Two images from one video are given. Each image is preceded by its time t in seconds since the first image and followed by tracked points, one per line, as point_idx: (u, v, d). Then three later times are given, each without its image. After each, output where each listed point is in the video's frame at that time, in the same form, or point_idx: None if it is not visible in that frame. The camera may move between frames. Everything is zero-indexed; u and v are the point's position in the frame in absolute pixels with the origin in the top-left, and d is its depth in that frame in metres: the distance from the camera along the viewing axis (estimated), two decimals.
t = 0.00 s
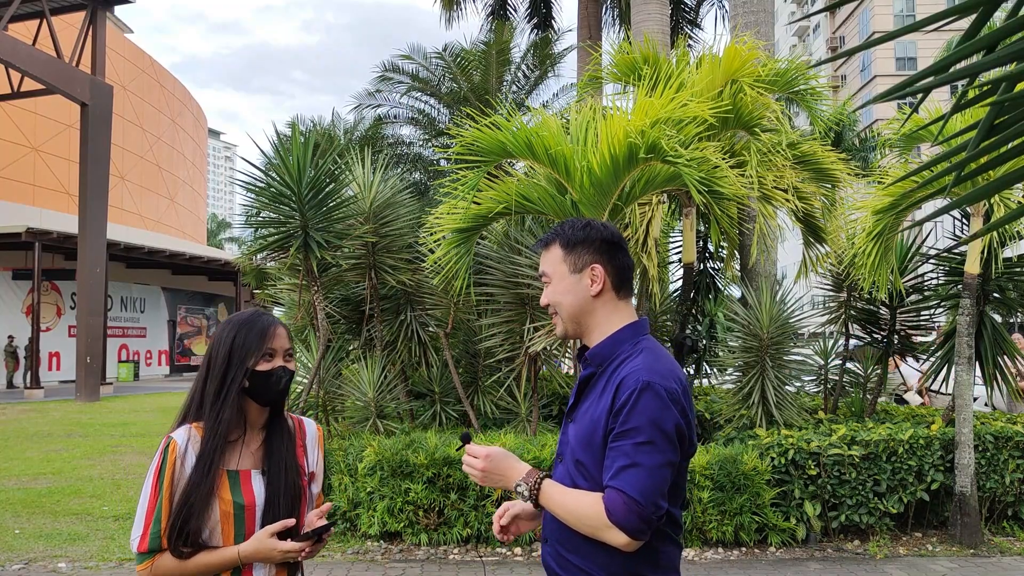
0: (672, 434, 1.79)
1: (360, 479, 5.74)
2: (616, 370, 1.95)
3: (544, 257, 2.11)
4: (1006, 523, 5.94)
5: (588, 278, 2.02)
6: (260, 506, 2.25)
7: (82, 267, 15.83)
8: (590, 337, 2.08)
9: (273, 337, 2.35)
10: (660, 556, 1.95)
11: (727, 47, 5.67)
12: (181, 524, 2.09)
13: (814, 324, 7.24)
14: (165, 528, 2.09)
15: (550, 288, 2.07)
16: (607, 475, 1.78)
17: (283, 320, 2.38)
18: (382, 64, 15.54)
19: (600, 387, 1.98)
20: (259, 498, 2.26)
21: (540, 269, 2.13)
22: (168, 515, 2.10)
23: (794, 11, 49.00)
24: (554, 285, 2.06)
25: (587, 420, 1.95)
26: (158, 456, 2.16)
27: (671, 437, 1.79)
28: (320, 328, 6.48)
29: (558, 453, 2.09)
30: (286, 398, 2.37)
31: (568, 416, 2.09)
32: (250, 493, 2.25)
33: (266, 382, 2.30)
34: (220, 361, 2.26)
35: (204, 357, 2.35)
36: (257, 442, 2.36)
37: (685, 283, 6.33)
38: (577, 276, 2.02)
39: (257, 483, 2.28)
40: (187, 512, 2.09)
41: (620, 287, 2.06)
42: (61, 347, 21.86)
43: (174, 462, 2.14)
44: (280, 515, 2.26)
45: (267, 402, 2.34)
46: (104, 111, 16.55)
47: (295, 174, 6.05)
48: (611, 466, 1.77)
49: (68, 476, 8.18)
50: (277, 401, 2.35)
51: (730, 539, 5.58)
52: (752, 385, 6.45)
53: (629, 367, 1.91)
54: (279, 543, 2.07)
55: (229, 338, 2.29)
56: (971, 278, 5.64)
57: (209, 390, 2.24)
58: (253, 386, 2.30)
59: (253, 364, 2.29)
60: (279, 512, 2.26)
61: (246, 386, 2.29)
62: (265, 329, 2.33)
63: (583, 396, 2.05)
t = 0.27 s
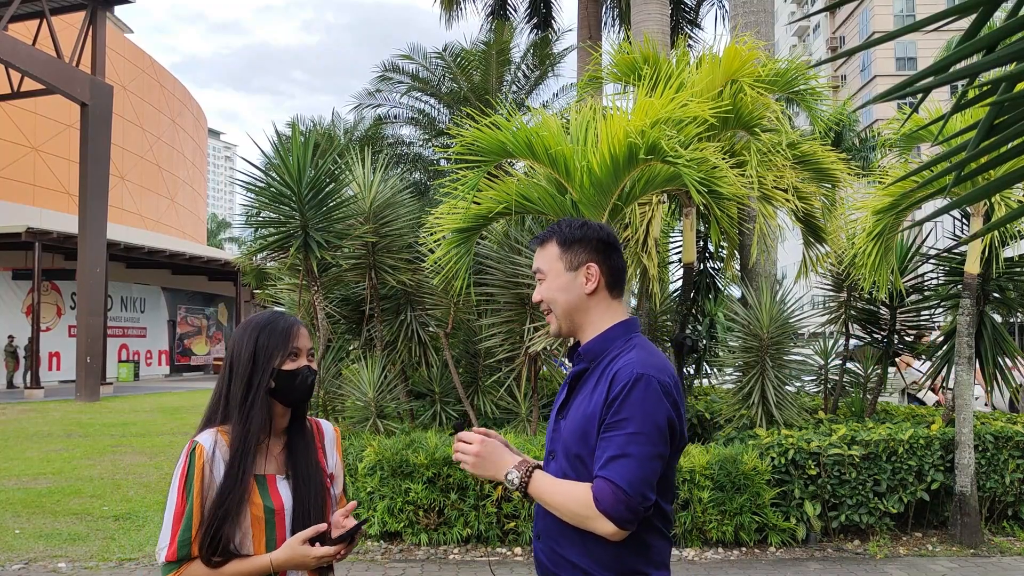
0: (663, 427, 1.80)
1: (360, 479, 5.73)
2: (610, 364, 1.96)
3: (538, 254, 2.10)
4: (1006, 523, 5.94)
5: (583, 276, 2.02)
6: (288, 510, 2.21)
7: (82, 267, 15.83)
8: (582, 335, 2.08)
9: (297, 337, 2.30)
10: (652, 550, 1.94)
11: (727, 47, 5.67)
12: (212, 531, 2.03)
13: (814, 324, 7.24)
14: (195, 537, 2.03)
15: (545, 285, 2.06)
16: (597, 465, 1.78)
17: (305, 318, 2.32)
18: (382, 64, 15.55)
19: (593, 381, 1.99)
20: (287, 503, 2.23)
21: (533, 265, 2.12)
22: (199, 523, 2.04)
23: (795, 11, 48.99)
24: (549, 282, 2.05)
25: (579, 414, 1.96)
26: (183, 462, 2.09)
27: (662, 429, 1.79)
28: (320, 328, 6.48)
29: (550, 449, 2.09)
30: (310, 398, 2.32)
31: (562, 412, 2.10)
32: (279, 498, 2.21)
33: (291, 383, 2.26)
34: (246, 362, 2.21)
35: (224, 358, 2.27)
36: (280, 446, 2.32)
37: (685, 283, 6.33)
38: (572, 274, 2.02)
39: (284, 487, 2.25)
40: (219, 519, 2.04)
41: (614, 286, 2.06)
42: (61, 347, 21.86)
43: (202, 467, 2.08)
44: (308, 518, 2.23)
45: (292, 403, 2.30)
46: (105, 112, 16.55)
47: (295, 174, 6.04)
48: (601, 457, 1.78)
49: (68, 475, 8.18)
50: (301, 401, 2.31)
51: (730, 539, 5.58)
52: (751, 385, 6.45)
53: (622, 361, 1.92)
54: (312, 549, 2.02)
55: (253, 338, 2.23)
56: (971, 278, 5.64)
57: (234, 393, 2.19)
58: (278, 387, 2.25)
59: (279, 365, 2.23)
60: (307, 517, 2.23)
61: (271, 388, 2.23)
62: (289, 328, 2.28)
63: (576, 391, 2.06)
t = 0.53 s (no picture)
0: (645, 418, 1.82)
1: (360, 479, 5.73)
2: (592, 357, 1.98)
3: (518, 253, 2.08)
4: (1006, 523, 5.94)
5: (563, 275, 2.02)
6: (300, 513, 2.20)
7: (82, 267, 15.84)
8: (562, 332, 2.08)
9: (300, 337, 2.26)
10: (628, 541, 1.95)
11: (727, 47, 5.66)
12: (231, 539, 1.97)
13: (814, 324, 7.24)
14: (214, 545, 1.97)
15: (525, 284, 2.05)
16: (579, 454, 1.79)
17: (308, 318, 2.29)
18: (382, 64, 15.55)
19: (574, 375, 2.00)
20: (297, 505, 2.21)
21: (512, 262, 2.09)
22: (216, 531, 1.97)
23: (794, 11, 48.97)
24: (530, 281, 2.04)
25: (560, 407, 1.97)
26: (195, 468, 2.01)
27: (643, 421, 1.81)
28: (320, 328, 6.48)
29: (528, 443, 2.08)
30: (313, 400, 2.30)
31: (541, 407, 2.09)
32: (290, 501, 2.19)
33: (297, 384, 2.23)
34: (252, 365, 2.15)
35: (225, 360, 2.20)
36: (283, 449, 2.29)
37: (685, 283, 6.33)
38: (552, 274, 2.02)
39: (292, 492, 2.22)
40: (238, 526, 1.99)
41: (593, 284, 2.06)
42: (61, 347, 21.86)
43: (217, 473, 2.01)
44: (317, 519, 2.23)
45: (297, 406, 2.27)
46: (105, 112, 16.56)
47: (295, 174, 6.04)
48: (583, 446, 1.79)
49: (68, 476, 8.18)
50: (306, 403, 2.28)
51: (730, 539, 5.58)
52: (751, 385, 6.45)
53: (605, 354, 1.94)
54: (337, 555, 2.00)
55: (259, 339, 2.18)
56: (971, 278, 5.64)
57: (241, 396, 2.14)
58: (284, 389, 2.22)
59: (285, 367, 2.20)
60: (317, 518, 2.23)
61: (277, 390, 2.20)
62: (293, 329, 2.24)
63: (556, 386, 2.06)
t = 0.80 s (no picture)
0: (642, 413, 1.83)
1: (360, 479, 5.72)
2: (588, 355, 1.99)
3: (539, 247, 2.06)
4: (1006, 523, 5.92)
5: (575, 275, 2.14)
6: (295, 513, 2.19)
7: (82, 267, 15.82)
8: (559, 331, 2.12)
9: (290, 337, 2.24)
10: (619, 536, 1.94)
11: (727, 47, 5.64)
12: (232, 542, 1.95)
13: (814, 324, 7.24)
14: (214, 549, 1.94)
15: (551, 277, 2.04)
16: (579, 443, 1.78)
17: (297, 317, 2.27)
18: (382, 63, 15.55)
19: (569, 372, 1.99)
20: (292, 506, 2.20)
21: (531, 254, 2.06)
22: (217, 535, 1.94)
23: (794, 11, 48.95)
24: (556, 275, 2.05)
25: (554, 402, 1.95)
26: (192, 472, 1.98)
27: (642, 415, 1.83)
28: (320, 328, 6.46)
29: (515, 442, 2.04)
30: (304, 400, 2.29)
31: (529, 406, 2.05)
32: (286, 502, 2.18)
33: (289, 385, 2.22)
34: (244, 367, 2.13)
35: (213, 361, 2.16)
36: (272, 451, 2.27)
37: (686, 283, 6.31)
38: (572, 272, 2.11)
39: (285, 493, 2.21)
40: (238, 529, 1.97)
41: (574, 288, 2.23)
42: (61, 347, 21.85)
43: (216, 476, 1.98)
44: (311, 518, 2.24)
45: (288, 406, 2.25)
46: (104, 111, 16.55)
47: (295, 174, 6.02)
48: (583, 435, 1.78)
49: (68, 476, 8.17)
50: (297, 403, 2.26)
51: (730, 539, 5.57)
52: (752, 385, 6.44)
53: (605, 352, 1.95)
54: (339, 554, 2.01)
55: (249, 340, 2.16)
56: (971, 277, 5.62)
57: (234, 399, 2.11)
58: (276, 389, 2.20)
59: (276, 367, 2.18)
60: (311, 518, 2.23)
61: (269, 391, 2.18)
62: (283, 329, 2.22)
63: (545, 385, 2.04)
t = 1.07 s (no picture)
0: (654, 407, 1.92)
1: (360, 480, 5.71)
2: (586, 357, 2.00)
3: (521, 259, 2.06)
4: (1006, 523, 5.92)
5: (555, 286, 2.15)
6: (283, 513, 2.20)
7: (82, 267, 15.82)
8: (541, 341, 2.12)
9: (272, 339, 2.24)
10: (622, 533, 1.96)
11: (727, 47, 5.64)
12: (222, 546, 1.96)
13: (814, 324, 7.24)
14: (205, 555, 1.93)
15: (535, 289, 2.05)
16: (617, 446, 1.81)
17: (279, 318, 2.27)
18: (382, 63, 15.54)
19: (567, 375, 1.99)
20: (279, 507, 2.21)
21: (513, 265, 2.05)
22: (207, 541, 1.94)
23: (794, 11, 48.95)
24: (539, 286, 2.05)
25: (557, 406, 1.95)
26: (179, 479, 1.97)
27: (654, 409, 1.92)
28: (320, 328, 6.45)
29: (512, 448, 2.01)
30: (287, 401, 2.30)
31: (523, 411, 2.01)
32: (273, 503, 2.18)
33: (272, 387, 2.21)
34: (227, 370, 2.12)
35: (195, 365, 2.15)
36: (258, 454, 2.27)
37: (686, 283, 6.31)
38: (552, 282, 2.12)
39: (272, 495, 2.21)
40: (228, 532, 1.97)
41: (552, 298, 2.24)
42: (61, 347, 21.85)
43: (203, 481, 1.98)
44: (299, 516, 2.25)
45: (272, 408, 2.25)
46: (104, 111, 16.54)
47: (295, 174, 6.02)
48: (618, 439, 1.81)
49: (68, 476, 8.17)
50: (280, 405, 2.27)
51: (730, 539, 5.56)
52: (752, 385, 6.44)
53: (604, 353, 1.98)
54: (332, 544, 2.03)
55: (231, 343, 2.15)
56: (971, 277, 5.62)
57: (217, 403, 2.11)
58: (259, 392, 2.20)
59: (259, 369, 2.18)
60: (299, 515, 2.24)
61: (253, 393, 2.18)
62: (265, 331, 2.22)
63: (540, 390, 2.02)
